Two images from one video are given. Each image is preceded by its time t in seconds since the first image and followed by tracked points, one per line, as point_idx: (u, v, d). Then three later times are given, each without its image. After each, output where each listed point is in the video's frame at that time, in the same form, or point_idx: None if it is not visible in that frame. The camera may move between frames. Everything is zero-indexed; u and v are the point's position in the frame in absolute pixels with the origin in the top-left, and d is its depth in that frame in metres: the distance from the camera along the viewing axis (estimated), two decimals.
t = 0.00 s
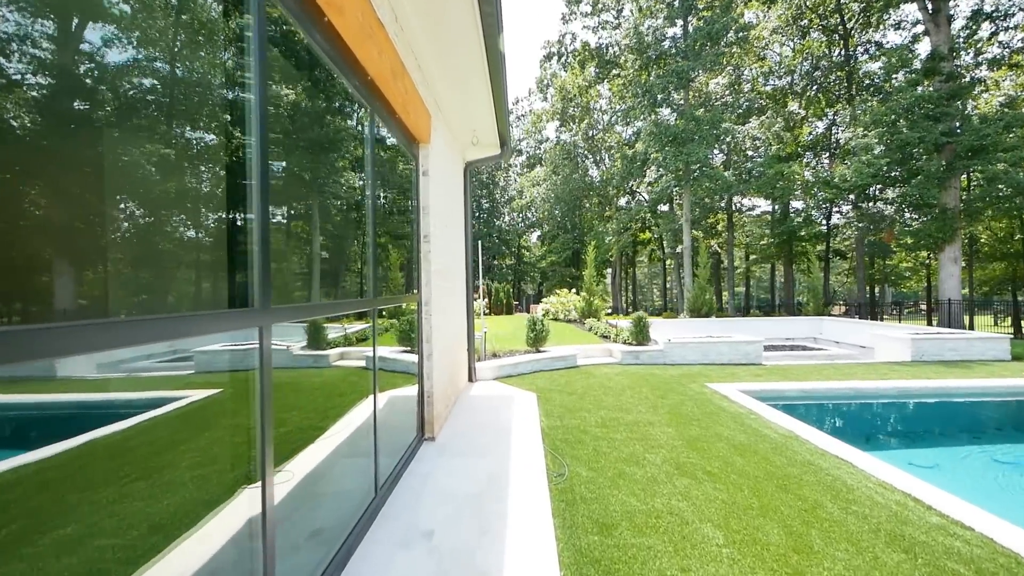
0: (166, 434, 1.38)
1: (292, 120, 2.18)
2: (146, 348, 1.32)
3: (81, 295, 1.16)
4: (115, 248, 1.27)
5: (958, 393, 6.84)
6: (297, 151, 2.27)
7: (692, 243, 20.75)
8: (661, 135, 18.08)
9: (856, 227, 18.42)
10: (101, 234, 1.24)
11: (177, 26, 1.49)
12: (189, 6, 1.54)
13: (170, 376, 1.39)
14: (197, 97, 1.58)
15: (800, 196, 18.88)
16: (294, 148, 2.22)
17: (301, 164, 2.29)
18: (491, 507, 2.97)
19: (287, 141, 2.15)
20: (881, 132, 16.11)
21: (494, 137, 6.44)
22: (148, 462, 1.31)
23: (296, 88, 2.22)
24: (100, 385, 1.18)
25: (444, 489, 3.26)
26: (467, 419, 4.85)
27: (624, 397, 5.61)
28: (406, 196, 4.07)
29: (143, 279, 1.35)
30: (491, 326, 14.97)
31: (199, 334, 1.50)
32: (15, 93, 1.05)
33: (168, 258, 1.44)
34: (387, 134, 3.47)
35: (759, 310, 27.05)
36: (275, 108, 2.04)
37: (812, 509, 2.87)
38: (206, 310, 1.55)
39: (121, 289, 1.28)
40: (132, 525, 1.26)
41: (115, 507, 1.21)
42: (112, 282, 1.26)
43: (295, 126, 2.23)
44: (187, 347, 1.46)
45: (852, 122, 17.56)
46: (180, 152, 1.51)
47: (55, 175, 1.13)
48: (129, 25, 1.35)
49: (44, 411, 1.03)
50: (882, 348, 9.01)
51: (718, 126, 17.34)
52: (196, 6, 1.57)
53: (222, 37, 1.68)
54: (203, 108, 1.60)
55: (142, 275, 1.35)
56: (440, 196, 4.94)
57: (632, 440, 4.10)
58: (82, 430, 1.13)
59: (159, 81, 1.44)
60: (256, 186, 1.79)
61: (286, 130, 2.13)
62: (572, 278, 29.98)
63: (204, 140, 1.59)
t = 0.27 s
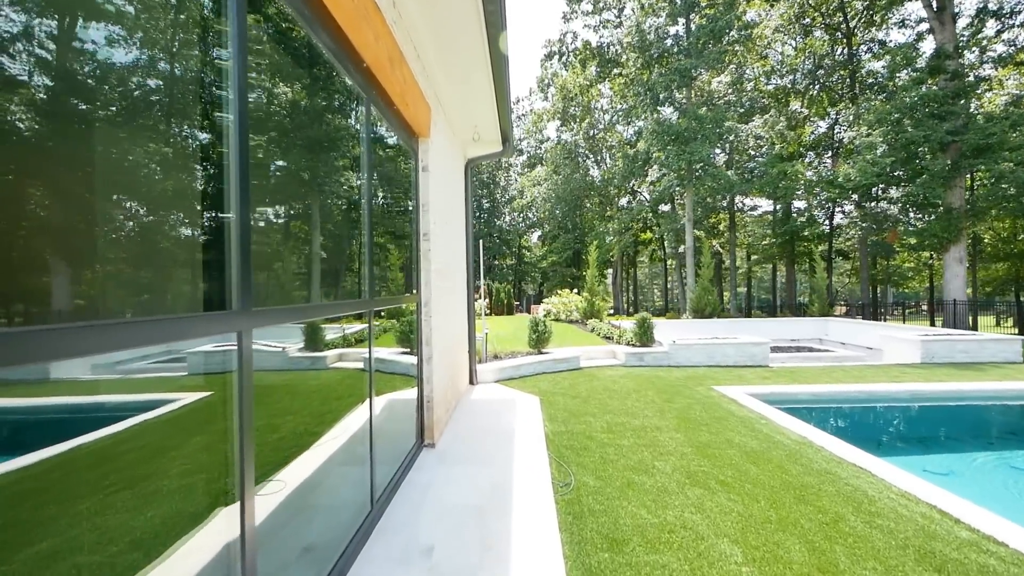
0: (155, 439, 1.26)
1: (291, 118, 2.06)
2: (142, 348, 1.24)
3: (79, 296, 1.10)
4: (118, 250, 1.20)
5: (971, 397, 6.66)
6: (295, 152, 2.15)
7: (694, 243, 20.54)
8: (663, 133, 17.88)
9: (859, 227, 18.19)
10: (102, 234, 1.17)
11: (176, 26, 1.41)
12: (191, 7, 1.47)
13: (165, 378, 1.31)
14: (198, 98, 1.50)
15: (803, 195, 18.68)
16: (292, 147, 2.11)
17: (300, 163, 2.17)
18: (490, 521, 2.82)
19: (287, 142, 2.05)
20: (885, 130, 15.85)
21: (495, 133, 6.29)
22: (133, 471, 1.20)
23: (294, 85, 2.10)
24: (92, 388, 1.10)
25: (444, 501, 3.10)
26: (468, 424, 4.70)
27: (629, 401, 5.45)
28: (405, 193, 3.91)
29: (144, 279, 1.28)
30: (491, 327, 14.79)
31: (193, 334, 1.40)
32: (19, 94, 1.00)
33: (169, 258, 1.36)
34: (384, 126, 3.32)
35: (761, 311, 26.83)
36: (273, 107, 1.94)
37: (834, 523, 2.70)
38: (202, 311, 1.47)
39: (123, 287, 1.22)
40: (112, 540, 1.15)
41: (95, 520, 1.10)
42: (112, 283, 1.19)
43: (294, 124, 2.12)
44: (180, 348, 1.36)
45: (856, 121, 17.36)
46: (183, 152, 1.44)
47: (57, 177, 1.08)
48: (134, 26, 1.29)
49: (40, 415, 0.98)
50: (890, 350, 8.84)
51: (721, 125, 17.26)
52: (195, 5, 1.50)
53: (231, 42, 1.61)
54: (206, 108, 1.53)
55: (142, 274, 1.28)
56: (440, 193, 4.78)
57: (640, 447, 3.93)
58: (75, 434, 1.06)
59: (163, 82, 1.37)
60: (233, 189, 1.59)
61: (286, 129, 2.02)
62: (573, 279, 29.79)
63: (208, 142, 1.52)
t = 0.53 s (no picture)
0: (141, 447, 1.18)
1: (290, 117, 1.97)
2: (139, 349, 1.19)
3: (79, 296, 1.06)
4: (117, 249, 1.15)
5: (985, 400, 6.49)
6: (293, 151, 2.03)
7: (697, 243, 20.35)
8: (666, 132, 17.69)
9: (863, 227, 17.97)
10: (102, 233, 1.12)
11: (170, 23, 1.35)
12: None
13: (159, 379, 1.26)
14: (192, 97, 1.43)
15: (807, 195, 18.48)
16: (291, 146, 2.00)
17: (300, 162, 2.08)
18: (487, 539, 2.64)
19: (286, 141, 1.95)
20: (890, 129, 15.64)
21: (496, 130, 6.15)
22: (119, 481, 1.12)
23: (293, 83, 2.01)
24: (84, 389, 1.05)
25: (439, 516, 2.93)
26: (469, 429, 4.56)
27: (634, 406, 5.28)
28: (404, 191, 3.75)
29: (143, 278, 1.24)
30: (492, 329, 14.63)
31: (186, 335, 1.35)
32: (16, 92, 0.97)
33: (164, 260, 1.31)
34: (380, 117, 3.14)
35: (763, 311, 26.63)
36: (270, 106, 1.84)
37: (858, 539, 2.55)
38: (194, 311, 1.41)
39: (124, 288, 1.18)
40: (89, 559, 1.07)
41: (70, 537, 1.02)
42: (111, 281, 1.14)
43: (293, 123, 2.02)
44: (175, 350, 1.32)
45: (860, 120, 17.18)
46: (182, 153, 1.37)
47: (59, 178, 1.04)
48: (130, 25, 1.23)
49: (39, 417, 0.94)
50: (898, 352, 8.68)
51: (724, 124, 17.11)
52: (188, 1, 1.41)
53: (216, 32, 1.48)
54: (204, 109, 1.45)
55: (138, 274, 1.22)
56: (439, 190, 4.63)
57: (648, 455, 3.77)
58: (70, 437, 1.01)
59: (156, 80, 1.30)
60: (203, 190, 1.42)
61: (284, 128, 1.93)
62: (574, 279, 29.61)
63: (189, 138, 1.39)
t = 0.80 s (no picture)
0: (126, 453, 1.12)
1: (287, 116, 1.93)
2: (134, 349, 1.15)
3: (76, 295, 1.01)
4: (110, 247, 1.09)
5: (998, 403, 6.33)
6: (291, 148, 1.99)
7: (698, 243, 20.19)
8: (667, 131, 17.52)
9: (865, 227, 17.81)
10: (98, 231, 1.07)
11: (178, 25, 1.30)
12: None
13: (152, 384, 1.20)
14: (197, 97, 1.38)
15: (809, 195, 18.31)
16: (288, 145, 1.95)
17: (298, 161, 2.04)
18: (487, 554, 2.48)
19: (283, 138, 1.91)
20: (893, 128, 15.50)
21: (496, 126, 6.02)
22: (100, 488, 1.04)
23: (291, 82, 1.98)
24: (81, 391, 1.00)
25: (436, 529, 2.76)
26: (468, 433, 4.42)
27: (638, 409, 5.12)
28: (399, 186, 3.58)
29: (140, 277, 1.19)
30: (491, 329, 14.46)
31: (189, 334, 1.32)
32: (20, 91, 0.93)
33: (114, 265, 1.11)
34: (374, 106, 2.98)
35: (764, 312, 26.46)
36: (268, 104, 1.80)
37: (882, 555, 2.39)
38: (194, 308, 1.37)
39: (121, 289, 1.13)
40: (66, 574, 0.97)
41: (43, 551, 0.93)
42: (107, 282, 1.10)
43: (290, 122, 1.97)
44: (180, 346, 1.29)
45: (862, 119, 17.03)
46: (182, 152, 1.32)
47: (68, 180, 1.01)
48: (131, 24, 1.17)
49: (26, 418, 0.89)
50: (906, 353, 8.53)
51: (726, 122, 16.96)
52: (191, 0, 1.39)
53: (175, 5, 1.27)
54: (203, 107, 1.41)
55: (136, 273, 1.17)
56: (437, 185, 4.47)
57: (654, 462, 3.61)
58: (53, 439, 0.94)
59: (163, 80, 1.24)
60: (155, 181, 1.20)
61: (282, 127, 1.90)
62: (574, 279, 29.46)
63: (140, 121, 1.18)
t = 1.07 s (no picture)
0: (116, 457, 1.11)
1: (286, 115, 1.92)
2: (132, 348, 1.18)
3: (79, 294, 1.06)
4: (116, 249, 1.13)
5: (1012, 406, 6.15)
6: (290, 146, 1.97)
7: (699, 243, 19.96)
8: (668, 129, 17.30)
9: (869, 227, 17.57)
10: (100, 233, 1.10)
11: (172, 24, 1.31)
12: None
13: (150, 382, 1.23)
14: (193, 93, 1.39)
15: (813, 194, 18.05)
16: (287, 144, 1.95)
17: (298, 160, 2.03)
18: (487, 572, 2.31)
19: (281, 137, 1.90)
20: (897, 126, 15.28)
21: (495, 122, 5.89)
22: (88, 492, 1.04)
23: (290, 80, 1.94)
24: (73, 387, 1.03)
25: (430, 545, 2.58)
26: (467, 438, 4.28)
27: (642, 413, 4.94)
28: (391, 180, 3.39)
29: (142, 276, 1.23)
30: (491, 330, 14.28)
31: (183, 334, 1.34)
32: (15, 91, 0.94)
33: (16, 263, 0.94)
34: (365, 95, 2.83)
35: (765, 312, 26.22)
36: (267, 102, 1.79)
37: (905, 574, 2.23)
38: (133, 311, 1.20)
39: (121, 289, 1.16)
40: None
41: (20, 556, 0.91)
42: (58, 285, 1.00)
43: (289, 120, 1.96)
44: (172, 348, 1.30)
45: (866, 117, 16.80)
46: (178, 150, 1.34)
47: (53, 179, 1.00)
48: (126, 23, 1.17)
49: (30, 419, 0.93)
50: (914, 354, 8.35)
51: (728, 120, 16.73)
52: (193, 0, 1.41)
53: None
54: (197, 102, 1.41)
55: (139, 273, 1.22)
56: (432, 180, 4.32)
57: (660, 470, 3.44)
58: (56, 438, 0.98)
59: (157, 79, 1.26)
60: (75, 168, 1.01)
61: (282, 126, 1.89)
62: (574, 279, 29.24)
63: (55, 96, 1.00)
